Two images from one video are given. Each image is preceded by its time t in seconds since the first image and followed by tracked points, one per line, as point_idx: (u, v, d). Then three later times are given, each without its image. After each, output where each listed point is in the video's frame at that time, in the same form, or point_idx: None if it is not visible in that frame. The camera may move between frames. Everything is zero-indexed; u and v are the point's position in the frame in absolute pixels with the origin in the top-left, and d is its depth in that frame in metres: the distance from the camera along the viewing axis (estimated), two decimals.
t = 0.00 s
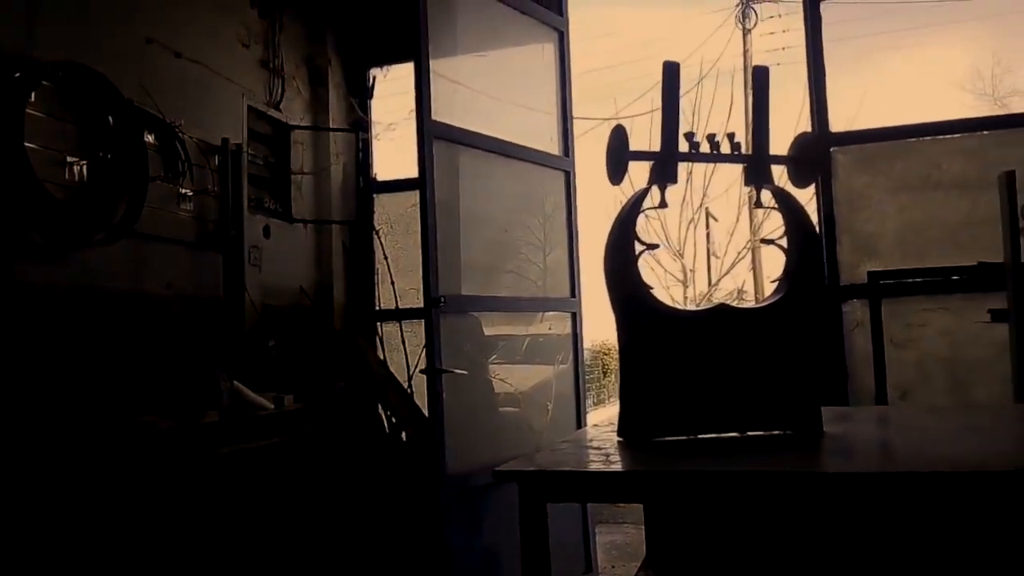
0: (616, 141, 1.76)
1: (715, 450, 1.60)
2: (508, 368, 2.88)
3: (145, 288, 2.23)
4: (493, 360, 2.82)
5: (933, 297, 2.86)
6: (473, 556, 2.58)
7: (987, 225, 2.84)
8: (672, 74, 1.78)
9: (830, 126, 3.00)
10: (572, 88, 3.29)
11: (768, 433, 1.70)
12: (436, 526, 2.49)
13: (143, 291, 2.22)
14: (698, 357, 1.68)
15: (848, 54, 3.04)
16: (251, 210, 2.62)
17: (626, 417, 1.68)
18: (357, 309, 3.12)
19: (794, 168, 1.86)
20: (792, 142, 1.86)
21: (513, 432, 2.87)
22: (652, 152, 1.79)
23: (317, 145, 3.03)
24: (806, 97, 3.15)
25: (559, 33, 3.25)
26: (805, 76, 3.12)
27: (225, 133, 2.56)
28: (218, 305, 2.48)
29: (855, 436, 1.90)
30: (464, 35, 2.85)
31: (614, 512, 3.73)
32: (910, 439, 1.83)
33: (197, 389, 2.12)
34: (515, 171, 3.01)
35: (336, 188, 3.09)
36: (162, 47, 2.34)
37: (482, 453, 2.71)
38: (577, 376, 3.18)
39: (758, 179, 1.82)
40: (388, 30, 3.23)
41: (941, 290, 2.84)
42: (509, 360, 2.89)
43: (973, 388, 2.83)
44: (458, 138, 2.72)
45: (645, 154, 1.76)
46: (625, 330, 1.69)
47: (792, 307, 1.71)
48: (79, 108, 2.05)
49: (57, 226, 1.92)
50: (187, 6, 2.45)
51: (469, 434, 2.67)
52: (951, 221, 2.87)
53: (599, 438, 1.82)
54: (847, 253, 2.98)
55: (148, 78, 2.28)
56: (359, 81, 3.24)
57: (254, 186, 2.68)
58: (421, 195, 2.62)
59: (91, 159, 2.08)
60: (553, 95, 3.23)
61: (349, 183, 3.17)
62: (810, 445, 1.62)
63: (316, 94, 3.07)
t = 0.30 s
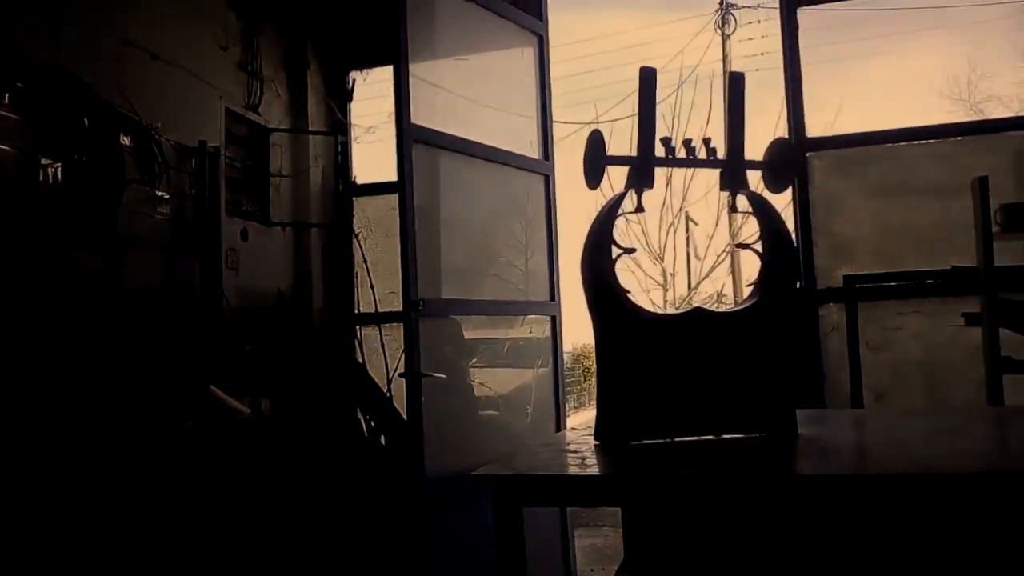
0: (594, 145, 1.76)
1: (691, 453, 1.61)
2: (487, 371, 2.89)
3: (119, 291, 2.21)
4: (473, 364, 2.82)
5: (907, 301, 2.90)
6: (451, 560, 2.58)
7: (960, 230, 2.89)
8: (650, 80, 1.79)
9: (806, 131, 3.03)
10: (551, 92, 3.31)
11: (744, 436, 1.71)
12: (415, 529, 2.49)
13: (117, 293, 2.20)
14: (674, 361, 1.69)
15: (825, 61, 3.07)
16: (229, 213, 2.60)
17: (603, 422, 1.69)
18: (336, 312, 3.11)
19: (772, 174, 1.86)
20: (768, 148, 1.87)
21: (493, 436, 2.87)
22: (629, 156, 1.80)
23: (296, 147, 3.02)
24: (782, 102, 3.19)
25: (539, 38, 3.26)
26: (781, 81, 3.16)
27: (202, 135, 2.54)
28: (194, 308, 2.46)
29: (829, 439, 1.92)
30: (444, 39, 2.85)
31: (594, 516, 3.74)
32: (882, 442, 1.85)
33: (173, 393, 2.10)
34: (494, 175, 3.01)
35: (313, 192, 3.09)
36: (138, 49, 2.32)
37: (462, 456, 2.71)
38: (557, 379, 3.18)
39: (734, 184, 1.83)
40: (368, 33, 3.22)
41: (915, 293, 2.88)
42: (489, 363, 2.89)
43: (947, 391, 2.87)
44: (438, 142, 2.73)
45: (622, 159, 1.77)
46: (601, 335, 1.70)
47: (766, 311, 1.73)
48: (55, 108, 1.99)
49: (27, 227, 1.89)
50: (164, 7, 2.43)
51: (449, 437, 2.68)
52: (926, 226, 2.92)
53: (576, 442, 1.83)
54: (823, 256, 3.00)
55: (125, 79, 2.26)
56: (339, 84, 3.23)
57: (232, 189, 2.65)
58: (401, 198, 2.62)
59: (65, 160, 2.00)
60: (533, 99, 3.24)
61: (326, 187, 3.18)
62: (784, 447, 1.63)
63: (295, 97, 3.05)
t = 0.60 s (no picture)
0: (572, 148, 1.77)
1: (666, 453, 1.62)
2: (467, 373, 2.88)
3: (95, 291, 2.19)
4: (453, 366, 2.82)
5: (883, 302, 2.93)
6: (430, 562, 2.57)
7: (935, 232, 2.92)
8: (627, 83, 1.80)
9: (783, 135, 3.06)
10: (531, 95, 3.31)
11: (720, 436, 1.72)
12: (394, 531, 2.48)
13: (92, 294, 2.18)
14: (651, 361, 1.70)
15: (802, 65, 3.10)
16: (207, 214, 2.58)
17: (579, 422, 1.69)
18: (315, 314, 3.10)
19: (748, 176, 1.88)
20: (743, 152, 1.88)
21: (472, 438, 2.87)
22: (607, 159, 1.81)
23: (275, 148, 3.01)
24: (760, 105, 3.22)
25: (518, 40, 3.27)
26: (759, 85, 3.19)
27: (179, 136, 2.53)
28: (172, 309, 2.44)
29: (804, 439, 1.93)
30: (423, 41, 2.85)
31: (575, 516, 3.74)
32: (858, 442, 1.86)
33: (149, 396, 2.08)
34: (474, 177, 3.01)
35: (292, 193, 3.07)
36: (115, 49, 2.30)
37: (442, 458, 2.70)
38: (537, 381, 3.19)
39: (709, 186, 1.84)
40: (348, 34, 3.21)
41: (891, 295, 2.91)
42: (469, 365, 2.89)
43: (922, 391, 2.90)
44: (418, 143, 2.72)
45: (599, 161, 1.78)
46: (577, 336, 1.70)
47: (741, 313, 1.74)
48: (32, 106, 1.97)
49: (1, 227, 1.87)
50: (141, 7, 2.41)
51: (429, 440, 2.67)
52: (901, 228, 2.95)
53: (554, 444, 1.83)
54: (799, 257, 3.03)
55: (99, 78, 2.23)
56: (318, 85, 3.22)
57: (210, 190, 2.63)
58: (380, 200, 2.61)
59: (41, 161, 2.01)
60: (512, 102, 3.24)
61: (305, 187, 3.17)
62: (759, 448, 1.64)
63: (275, 98, 3.04)
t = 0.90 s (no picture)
0: (547, 150, 1.77)
1: (641, 453, 1.62)
2: (446, 373, 2.88)
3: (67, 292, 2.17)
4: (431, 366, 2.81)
5: (858, 302, 2.96)
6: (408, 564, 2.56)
7: (910, 233, 2.96)
8: (603, 85, 1.80)
9: (760, 137, 3.09)
10: (511, 95, 3.31)
11: (696, 437, 1.72)
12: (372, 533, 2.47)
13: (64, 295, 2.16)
14: (626, 362, 1.70)
15: (779, 68, 3.13)
16: (183, 214, 2.56)
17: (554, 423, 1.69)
18: (294, 315, 3.08)
19: (724, 178, 1.87)
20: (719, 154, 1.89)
21: (451, 439, 2.86)
22: (583, 160, 1.82)
23: (253, 148, 2.99)
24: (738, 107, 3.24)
25: (498, 41, 3.27)
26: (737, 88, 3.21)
27: (155, 135, 2.51)
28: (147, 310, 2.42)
29: (779, 439, 1.94)
30: (402, 42, 2.85)
31: (556, 517, 3.74)
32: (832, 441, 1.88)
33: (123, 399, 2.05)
34: (453, 177, 3.00)
35: (271, 193, 3.06)
36: (89, 47, 2.27)
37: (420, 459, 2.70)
38: (517, 381, 3.18)
39: (685, 188, 1.85)
40: (327, 34, 3.20)
41: (867, 296, 2.94)
42: (449, 366, 2.89)
43: (898, 391, 2.93)
44: (396, 144, 2.72)
45: (576, 162, 1.78)
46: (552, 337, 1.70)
47: (717, 313, 1.74)
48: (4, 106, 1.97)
49: None
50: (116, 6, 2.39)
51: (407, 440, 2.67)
52: (876, 230, 2.98)
53: (530, 444, 1.83)
54: (777, 258, 3.06)
55: (73, 77, 2.21)
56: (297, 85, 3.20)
57: (187, 190, 2.61)
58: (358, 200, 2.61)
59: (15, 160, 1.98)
60: (492, 102, 3.24)
61: (284, 187, 3.15)
62: (733, 448, 1.65)
63: (253, 97, 3.02)
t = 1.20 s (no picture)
0: (523, 149, 1.77)
1: (616, 451, 1.63)
2: (425, 373, 2.87)
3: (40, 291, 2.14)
4: (410, 366, 2.81)
5: (834, 302, 2.99)
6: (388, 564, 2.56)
7: (885, 233, 2.99)
8: (579, 84, 1.79)
9: (736, 137, 3.11)
10: (490, 95, 3.31)
11: (670, 434, 1.73)
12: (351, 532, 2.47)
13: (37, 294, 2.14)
14: (601, 360, 1.71)
15: (757, 69, 3.16)
16: (158, 213, 2.54)
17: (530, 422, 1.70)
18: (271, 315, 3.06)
19: (699, 178, 1.88)
20: (695, 153, 1.89)
21: (430, 438, 2.86)
22: (560, 160, 1.81)
23: (230, 147, 2.97)
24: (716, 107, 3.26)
25: (477, 40, 3.26)
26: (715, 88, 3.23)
27: (130, 134, 2.48)
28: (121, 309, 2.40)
29: (753, 436, 1.96)
30: (380, 42, 2.85)
31: (535, 516, 3.76)
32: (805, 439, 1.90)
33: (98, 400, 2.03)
34: (432, 177, 3.00)
35: (248, 192, 3.04)
36: (62, 44, 2.24)
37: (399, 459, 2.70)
38: (496, 380, 3.19)
39: (661, 188, 1.85)
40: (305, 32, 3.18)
41: (842, 295, 2.97)
42: (428, 365, 2.89)
43: (872, 390, 2.97)
44: (375, 144, 2.71)
45: (552, 162, 1.78)
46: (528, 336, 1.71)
47: (692, 312, 1.75)
48: None
49: None
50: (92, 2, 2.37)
51: (386, 439, 2.67)
52: (852, 230, 3.01)
53: (506, 444, 1.83)
54: (753, 258, 3.08)
55: (45, 74, 2.18)
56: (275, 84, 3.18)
57: (162, 189, 2.59)
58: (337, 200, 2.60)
59: None
60: (471, 102, 3.23)
61: (262, 186, 3.13)
62: (706, 445, 1.67)
63: (230, 96, 3.00)
